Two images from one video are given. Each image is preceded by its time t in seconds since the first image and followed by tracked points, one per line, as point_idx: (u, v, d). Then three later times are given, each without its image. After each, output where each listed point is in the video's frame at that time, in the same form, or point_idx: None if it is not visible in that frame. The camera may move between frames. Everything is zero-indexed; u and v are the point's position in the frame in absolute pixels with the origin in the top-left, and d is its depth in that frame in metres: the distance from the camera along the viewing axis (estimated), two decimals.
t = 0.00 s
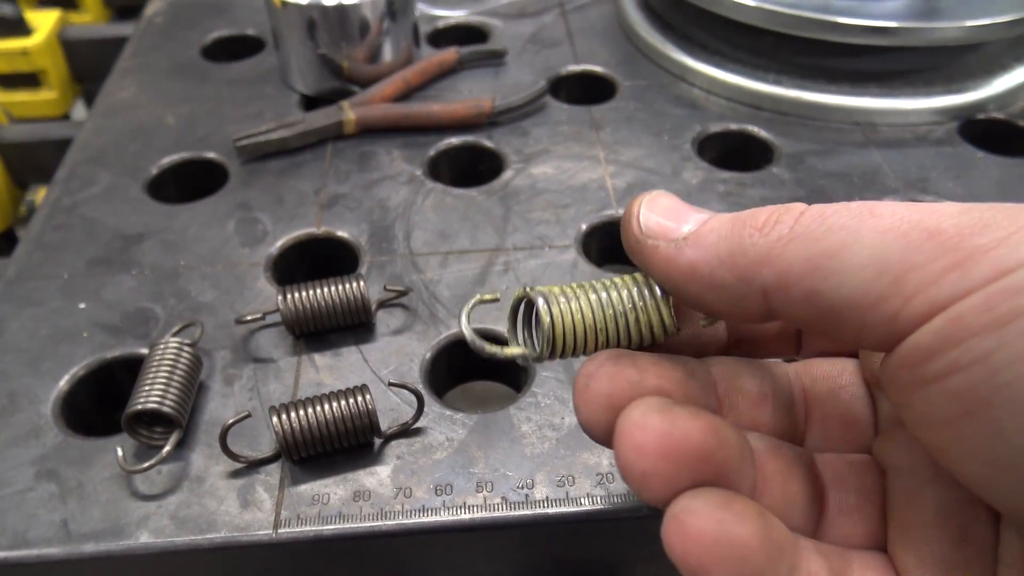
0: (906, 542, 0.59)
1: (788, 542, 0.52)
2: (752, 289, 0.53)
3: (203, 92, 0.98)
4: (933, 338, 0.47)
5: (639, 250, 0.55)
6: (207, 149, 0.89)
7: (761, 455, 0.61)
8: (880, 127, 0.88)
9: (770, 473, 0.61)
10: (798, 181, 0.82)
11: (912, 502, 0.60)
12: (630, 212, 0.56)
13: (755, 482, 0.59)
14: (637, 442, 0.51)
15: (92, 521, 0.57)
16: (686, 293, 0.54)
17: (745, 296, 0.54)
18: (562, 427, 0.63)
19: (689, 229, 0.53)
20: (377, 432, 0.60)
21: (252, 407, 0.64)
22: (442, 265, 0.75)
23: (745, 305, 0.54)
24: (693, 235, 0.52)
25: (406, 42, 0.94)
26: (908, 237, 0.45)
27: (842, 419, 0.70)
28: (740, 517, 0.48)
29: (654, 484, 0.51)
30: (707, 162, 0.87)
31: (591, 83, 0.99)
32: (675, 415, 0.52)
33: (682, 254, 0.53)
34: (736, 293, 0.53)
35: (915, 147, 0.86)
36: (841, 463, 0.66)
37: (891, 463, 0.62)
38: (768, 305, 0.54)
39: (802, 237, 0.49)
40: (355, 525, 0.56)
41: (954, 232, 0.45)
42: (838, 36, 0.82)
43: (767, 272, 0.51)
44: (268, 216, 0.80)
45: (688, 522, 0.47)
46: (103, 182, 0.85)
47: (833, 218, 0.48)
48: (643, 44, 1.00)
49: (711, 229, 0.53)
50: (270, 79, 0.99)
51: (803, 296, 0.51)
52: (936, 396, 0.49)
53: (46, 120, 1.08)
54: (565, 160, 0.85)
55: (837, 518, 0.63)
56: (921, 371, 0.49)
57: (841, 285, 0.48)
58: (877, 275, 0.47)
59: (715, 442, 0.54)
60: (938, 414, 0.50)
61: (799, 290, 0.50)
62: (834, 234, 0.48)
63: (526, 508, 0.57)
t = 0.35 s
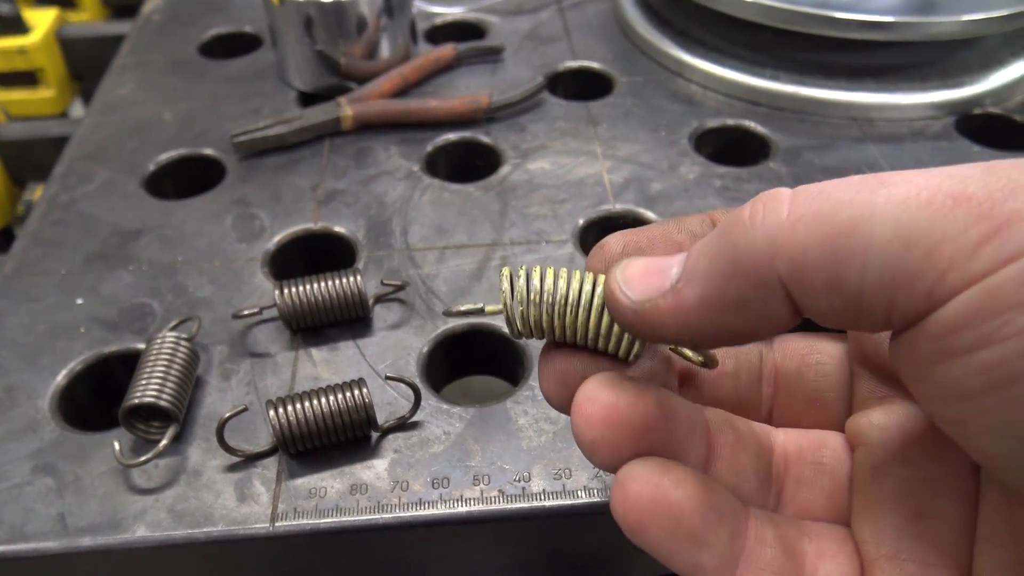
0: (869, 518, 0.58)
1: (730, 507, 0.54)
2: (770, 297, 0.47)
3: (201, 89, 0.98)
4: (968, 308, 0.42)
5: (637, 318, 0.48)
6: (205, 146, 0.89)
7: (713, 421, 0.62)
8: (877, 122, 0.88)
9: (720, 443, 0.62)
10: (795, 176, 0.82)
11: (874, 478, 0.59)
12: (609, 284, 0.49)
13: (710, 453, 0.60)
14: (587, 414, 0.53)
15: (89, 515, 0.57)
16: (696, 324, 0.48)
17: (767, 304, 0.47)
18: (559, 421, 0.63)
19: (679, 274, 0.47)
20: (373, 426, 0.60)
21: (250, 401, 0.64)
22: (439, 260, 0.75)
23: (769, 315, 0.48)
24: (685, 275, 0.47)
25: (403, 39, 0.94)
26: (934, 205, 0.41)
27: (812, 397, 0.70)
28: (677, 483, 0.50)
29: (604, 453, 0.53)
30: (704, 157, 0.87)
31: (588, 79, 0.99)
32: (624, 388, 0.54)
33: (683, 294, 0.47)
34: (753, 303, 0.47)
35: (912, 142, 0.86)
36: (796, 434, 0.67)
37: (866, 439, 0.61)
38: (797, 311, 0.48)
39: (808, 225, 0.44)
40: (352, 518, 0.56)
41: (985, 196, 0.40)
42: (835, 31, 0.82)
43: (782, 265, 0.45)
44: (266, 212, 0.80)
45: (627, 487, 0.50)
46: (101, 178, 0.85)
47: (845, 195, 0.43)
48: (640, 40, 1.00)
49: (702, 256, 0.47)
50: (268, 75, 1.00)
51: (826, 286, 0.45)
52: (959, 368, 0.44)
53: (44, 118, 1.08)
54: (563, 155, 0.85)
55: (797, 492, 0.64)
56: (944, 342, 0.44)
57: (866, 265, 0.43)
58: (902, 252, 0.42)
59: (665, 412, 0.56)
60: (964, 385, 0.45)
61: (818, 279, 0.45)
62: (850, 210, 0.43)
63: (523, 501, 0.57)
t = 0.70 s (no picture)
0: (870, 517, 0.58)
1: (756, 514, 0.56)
2: (796, 296, 0.45)
3: (205, 87, 0.97)
4: (1006, 309, 0.41)
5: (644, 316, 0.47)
6: (209, 143, 0.89)
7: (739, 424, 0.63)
8: (884, 123, 0.88)
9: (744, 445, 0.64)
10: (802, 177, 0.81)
11: (874, 477, 0.59)
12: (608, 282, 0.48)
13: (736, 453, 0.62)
14: (642, 414, 0.52)
15: (93, 514, 0.56)
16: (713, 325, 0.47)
17: (785, 301, 0.46)
18: (566, 422, 0.62)
19: (685, 271, 0.46)
20: (380, 426, 0.60)
21: (255, 401, 0.64)
22: (445, 259, 0.74)
23: (786, 313, 0.46)
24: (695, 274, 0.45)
25: (409, 37, 0.94)
26: (972, 203, 0.40)
27: (818, 394, 0.66)
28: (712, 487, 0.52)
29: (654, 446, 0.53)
30: (711, 157, 0.87)
31: (594, 79, 0.99)
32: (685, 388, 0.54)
33: (696, 293, 0.46)
34: (773, 300, 0.46)
35: (919, 144, 0.85)
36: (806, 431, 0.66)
37: (870, 442, 0.60)
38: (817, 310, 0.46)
39: (833, 224, 0.42)
40: (358, 519, 0.56)
41: None
42: (843, 31, 0.82)
43: (806, 263, 0.43)
44: (271, 210, 0.80)
45: (665, 483, 0.51)
46: (105, 176, 0.84)
47: (873, 191, 0.41)
48: (646, 40, 1.00)
49: (714, 252, 0.45)
50: (272, 73, 0.99)
51: (852, 285, 0.44)
52: (985, 371, 0.44)
53: (46, 115, 1.07)
54: (569, 154, 0.85)
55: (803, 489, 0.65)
56: (977, 343, 0.43)
57: (899, 264, 0.42)
58: (937, 250, 0.41)
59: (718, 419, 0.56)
60: (987, 387, 0.44)
61: (845, 278, 0.43)
62: (880, 207, 0.41)
63: (530, 502, 0.56)
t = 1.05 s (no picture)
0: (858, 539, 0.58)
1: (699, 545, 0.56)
2: (788, 412, 0.43)
3: (207, 91, 0.97)
4: (993, 366, 0.41)
5: (627, 412, 0.44)
6: (212, 148, 0.88)
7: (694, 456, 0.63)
8: (889, 129, 0.88)
9: (699, 477, 0.64)
10: (807, 184, 0.81)
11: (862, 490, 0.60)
12: (589, 361, 0.44)
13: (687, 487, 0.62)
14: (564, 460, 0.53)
15: (95, 523, 0.56)
16: (701, 436, 0.44)
17: (781, 418, 0.44)
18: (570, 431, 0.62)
19: (674, 367, 0.43)
20: (383, 435, 0.59)
21: (258, 409, 0.63)
22: (448, 266, 0.74)
23: (783, 427, 0.44)
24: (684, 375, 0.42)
25: (412, 41, 0.94)
26: (938, 278, 0.40)
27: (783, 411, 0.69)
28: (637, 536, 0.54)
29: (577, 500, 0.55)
30: (715, 163, 0.87)
31: (598, 83, 0.99)
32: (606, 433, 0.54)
33: (683, 399, 0.43)
34: (766, 417, 0.43)
35: (924, 151, 0.85)
36: (777, 457, 0.67)
37: (857, 458, 0.62)
38: (812, 417, 0.44)
39: (813, 321, 0.41)
40: (362, 529, 0.55)
41: (985, 256, 0.39)
42: (848, 38, 0.81)
43: (796, 378, 0.42)
44: (273, 216, 0.80)
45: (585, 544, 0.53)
46: (107, 180, 0.84)
47: (839, 293, 0.41)
48: (650, 45, 1.00)
49: (698, 358, 0.43)
50: (275, 77, 0.99)
51: (847, 387, 0.42)
52: (981, 427, 0.45)
53: (48, 118, 1.07)
54: (572, 160, 0.85)
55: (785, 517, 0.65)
56: (967, 403, 0.44)
57: (887, 355, 0.41)
58: (918, 332, 0.41)
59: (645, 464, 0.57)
60: (985, 443, 0.46)
61: (836, 384, 0.42)
62: (852, 307, 0.41)
63: (534, 513, 0.56)
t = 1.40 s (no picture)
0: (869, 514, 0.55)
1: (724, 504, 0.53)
2: (769, 314, 0.42)
3: (208, 95, 0.97)
4: (1003, 326, 0.41)
5: (613, 257, 0.42)
6: (212, 153, 0.88)
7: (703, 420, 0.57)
8: (892, 132, 0.87)
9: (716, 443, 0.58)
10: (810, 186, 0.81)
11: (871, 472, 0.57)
12: (591, 202, 0.43)
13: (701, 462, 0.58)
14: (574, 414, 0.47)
15: (97, 532, 0.56)
16: (667, 303, 0.42)
17: (762, 323, 0.42)
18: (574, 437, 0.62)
19: (674, 227, 0.41)
20: (387, 442, 0.59)
21: (260, 416, 0.63)
22: (451, 271, 0.74)
23: (756, 336, 0.43)
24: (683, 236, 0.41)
25: (413, 45, 0.93)
26: (955, 226, 0.39)
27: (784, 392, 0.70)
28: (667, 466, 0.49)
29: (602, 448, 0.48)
30: (717, 167, 0.86)
31: (600, 87, 0.98)
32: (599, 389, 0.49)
33: (670, 259, 0.41)
34: (746, 316, 0.42)
35: (927, 153, 0.85)
36: (783, 429, 0.66)
37: (856, 436, 0.60)
38: (790, 335, 0.43)
39: (822, 239, 0.40)
40: (366, 537, 0.55)
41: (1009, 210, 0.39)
42: (851, 40, 0.81)
43: (787, 288, 0.41)
44: (275, 221, 0.79)
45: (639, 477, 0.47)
46: (108, 186, 0.84)
47: (856, 217, 0.40)
48: (652, 47, 1.00)
49: (702, 230, 0.41)
50: (276, 82, 0.99)
51: (834, 310, 0.41)
52: (989, 393, 0.44)
53: (49, 123, 1.07)
54: (575, 164, 0.85)
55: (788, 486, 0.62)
56: (976, 364, 0.43)
57: (886, 286, 0.40)
58: (925, 272, 0.40)
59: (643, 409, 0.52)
60: (998, 412, 0.44)
61: (826, 302, 0.41)
62: (864, 231, 0.40)
63: (539, 520, 0.56)
